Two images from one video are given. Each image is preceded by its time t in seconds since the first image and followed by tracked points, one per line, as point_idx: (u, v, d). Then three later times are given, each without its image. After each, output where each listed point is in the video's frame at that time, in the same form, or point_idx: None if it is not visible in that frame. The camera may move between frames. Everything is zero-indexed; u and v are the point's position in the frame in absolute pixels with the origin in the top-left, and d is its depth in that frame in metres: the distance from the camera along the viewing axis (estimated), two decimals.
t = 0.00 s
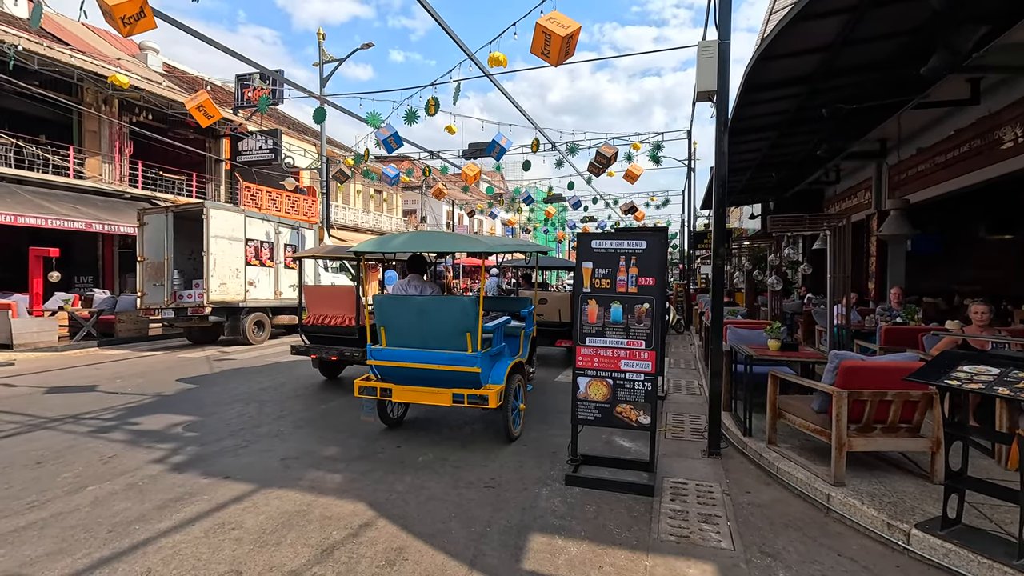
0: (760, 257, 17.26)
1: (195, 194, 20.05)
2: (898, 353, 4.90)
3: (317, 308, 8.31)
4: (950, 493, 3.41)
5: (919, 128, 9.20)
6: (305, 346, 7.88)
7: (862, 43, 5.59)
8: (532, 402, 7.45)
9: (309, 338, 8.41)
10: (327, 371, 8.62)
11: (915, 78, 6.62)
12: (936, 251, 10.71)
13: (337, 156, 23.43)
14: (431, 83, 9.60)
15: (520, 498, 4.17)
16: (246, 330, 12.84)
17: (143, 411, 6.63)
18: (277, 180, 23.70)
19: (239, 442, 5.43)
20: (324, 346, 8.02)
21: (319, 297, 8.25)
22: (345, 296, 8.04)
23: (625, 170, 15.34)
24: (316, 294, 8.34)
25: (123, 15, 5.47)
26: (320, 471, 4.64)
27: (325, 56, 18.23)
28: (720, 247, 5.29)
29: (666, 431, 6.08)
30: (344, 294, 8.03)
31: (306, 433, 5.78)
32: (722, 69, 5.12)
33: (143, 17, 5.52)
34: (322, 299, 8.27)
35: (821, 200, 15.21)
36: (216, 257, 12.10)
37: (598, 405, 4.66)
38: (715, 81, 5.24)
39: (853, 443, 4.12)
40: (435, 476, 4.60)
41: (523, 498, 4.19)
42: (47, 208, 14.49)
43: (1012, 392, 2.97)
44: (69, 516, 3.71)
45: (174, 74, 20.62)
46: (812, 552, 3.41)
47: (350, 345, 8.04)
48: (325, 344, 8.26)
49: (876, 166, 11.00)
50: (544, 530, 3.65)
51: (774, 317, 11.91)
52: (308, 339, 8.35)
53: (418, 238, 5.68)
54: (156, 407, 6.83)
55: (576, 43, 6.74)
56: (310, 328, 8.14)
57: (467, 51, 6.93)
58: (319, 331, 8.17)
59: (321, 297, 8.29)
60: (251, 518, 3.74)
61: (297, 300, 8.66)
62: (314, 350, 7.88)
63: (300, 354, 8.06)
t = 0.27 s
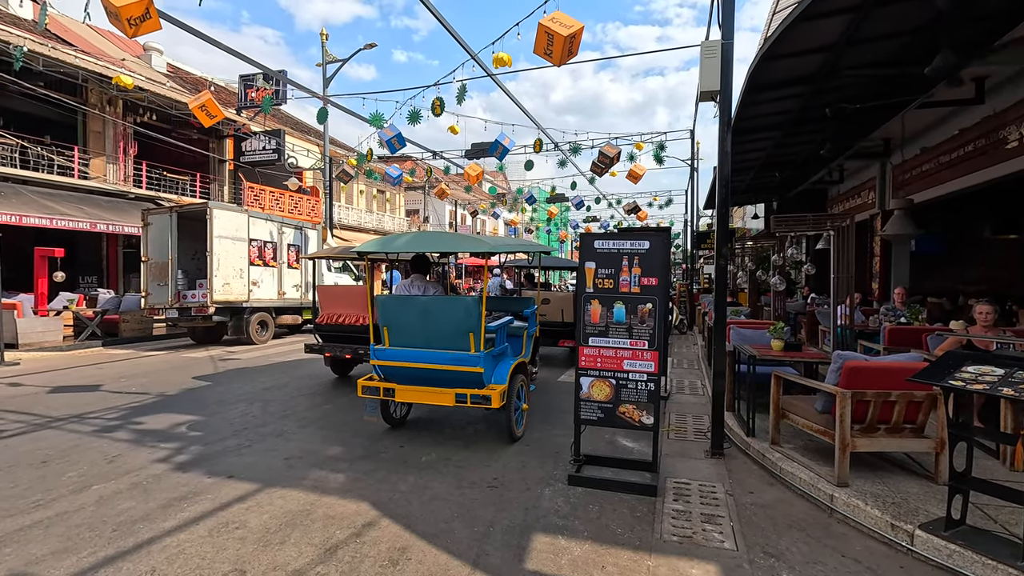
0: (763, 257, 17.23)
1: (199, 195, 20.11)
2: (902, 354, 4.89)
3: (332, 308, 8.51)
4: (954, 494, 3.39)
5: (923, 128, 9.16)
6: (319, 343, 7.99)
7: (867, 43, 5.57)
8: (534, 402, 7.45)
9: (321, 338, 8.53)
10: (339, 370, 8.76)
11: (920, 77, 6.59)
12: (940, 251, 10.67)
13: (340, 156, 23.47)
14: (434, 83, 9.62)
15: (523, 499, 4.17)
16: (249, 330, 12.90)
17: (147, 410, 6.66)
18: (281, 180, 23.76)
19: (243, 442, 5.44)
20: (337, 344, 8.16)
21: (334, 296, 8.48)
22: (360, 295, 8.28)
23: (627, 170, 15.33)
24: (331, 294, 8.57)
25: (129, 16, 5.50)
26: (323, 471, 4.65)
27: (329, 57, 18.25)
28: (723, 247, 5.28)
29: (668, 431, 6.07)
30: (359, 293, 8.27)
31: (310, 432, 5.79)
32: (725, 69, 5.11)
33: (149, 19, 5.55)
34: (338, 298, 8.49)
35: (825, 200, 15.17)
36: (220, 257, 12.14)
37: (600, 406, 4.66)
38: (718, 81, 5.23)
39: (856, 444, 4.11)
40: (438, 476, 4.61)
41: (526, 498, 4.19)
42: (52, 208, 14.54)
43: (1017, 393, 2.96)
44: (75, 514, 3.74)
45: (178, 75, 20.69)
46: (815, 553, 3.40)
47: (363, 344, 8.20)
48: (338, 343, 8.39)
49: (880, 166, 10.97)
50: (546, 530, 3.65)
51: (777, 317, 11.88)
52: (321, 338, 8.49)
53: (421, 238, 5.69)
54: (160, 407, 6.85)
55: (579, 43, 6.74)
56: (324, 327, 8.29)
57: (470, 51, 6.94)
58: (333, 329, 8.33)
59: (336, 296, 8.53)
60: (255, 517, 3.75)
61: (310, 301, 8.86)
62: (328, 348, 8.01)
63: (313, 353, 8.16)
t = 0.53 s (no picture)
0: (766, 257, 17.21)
1: (202, 195, 20.16)
2: (906, 355, 4.87)
3: (342, 307, 8.67)
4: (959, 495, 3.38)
5: (926, 127, 9.13)
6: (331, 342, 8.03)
7: (870, 42, 5.56)
8: (537, 402, 7.45)
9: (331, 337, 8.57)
10: (347, 368, 8.82)
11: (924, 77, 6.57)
12: (944, 251, 10.64)
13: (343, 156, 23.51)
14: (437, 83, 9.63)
15: (526, 498, 4.17)
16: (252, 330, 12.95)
17: (151, 410, 6.68)
18: (284, 180, 23.80)
19: (246, 442, 5.46)
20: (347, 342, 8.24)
21: (344, 296, 8.65)
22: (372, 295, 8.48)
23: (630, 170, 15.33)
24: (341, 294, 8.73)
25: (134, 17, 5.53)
26: (327, 471, 4.66)
27: (331, 57, 18.27)
28: (726, 247, 5.28)
29: (671, 431, 6.07)
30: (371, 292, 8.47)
31: (313, 432, 5.80)
32: (729, 69, 5.11)
33: (153, 20, 5.57)
34: (348, 298, 8.66)
35: (827, 200, 15.13)
36: (223, 257, 12.17)
37: (603, 406, 4.65)
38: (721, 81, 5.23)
39: (860, 445, 4.10)
40: (441, 475, 4.62)
41: (529, 498, 4.19)
42: (56, 208, 14.58)
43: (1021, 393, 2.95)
44: (79, 513, 3.75)
45: (182, 75, 20.75)
46: (819, 553, 3.39)
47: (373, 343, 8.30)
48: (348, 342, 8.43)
49: (883, 165, 10.93)
50: (549, 530, 3.65)
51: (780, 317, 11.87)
52: (331, 337, 8.57)
53: (424, 238, 5.69)
54: (163, 406, 6.87)
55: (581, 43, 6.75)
56: (334, 326, 8.39)
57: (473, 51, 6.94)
58: (344, 328, 8.40)
59: (346, 296, 8.68)
60: (258, 516, 3.76)
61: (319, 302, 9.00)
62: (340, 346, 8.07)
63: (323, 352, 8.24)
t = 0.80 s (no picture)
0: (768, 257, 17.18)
1: (204, 195, 20.19)
2: (908, 354, 4.86)
3: (349, 306, 8.65)
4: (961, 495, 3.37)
5: (928, 127, 9.12)
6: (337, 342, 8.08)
7: (873, 41, 5.54)
8: (538, 402, 7.44)
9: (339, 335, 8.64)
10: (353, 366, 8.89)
11: (926, 76, 6.55)
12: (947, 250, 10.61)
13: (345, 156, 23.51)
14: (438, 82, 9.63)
15: (527, 498, 4.17)
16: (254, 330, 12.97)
17: (153, 409, 6.69)
18: (285, 180, 23.81)
19: (248, 441, 5.47)
20: (354, 342, 8.29)
21: (350, 295, 8.62)
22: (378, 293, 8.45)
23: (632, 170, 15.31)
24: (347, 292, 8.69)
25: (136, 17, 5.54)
26: (328, 470, 4.66)
27: (333, 57, 18.27)
28: (727, 247, 5.27)
29: (673, 431, 6.06)
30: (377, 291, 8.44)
31: (315, 431, 5.81)
32: (730, 68, 5.10)
33: (156, 20, 5.59)
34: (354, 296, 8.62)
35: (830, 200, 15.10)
36: (225, 257, 12.19)
37: (605, 405, 4.65)
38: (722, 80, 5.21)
39: (863, 444, 4.10)
40: (443, 475, 4.61)
41: (530, 497, 4.19)
42: (59, 208, 14.60)
43: None
44: (82, 512, 3.76)
45: (184, 75, 20.78)
46: (821, 553, 3.39)
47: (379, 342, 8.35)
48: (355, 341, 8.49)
49: (885, 165, 10.91)
50: (551, 529, 3.65)
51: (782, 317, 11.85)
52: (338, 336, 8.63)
53: (425, 237, 5.69)
54: (166, 405, 6.89)
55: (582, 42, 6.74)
56: (341, 325, 8.44)
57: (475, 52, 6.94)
58: (351, 327, 8.46)
59: (352, 295, 8.63)
60: (260, 515, 3.77)
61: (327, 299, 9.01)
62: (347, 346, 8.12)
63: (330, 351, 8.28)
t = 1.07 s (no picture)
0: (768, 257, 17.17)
1: (205, 194, 20.20)
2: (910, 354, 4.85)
3: (353, 305, 8.66)
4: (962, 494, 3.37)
5: (929, 126, 9.11)
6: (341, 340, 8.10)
7: (873, 40, 5.54)
8: (539, 401, 7.45)
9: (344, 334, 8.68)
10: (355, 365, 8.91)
11: (927, 75, 6.54)
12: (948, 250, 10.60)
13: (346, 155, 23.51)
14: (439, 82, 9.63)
15: (528, 497, 4.18)
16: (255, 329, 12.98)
17: (154, 408, 6.70)
18: (286, 179, 23.82)
19: (249, 440, 5.47)
20: (357, 340, 8.31)
21: (353, 294, 8.62)
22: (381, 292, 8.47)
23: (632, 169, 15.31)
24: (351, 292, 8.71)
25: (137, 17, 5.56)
26: (329, 469, 4.67)
27: (334, 56, 18.27)
28: (728, 246, 5.27)
29: (674, 430, 6.06)
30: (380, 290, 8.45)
31: (316, 431, 5.82)
32: (731, 67, 5.10)
33: (157, 19, 5.60)
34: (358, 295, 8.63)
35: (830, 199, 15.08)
36: (226, 257, 12.20)
37: (606, 404, 4.65)
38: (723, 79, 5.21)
39: (863, 444, 4.09)
40: (443, 474, 4.61)
41: (531, 496, 4.19)
42: (60, 207, 14.62)
43: None
44: (83, 511, 3.76)
45: (185, 75, 20.80)
46: (821, 553, 3.39)
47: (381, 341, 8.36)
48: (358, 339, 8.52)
49: (886, 164, 10.89)
50: (551, 529, 3.65)
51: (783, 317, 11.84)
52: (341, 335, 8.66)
53: (425, 237, 5.68)
54: (167, 404, 6.90)
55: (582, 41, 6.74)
56: (345, 323, 8.47)
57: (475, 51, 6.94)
58: (354, 326, 8.48)
59: (355, 294, 8.64)
60: (261, 514, 3.77)
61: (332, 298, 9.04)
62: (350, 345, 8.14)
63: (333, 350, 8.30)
